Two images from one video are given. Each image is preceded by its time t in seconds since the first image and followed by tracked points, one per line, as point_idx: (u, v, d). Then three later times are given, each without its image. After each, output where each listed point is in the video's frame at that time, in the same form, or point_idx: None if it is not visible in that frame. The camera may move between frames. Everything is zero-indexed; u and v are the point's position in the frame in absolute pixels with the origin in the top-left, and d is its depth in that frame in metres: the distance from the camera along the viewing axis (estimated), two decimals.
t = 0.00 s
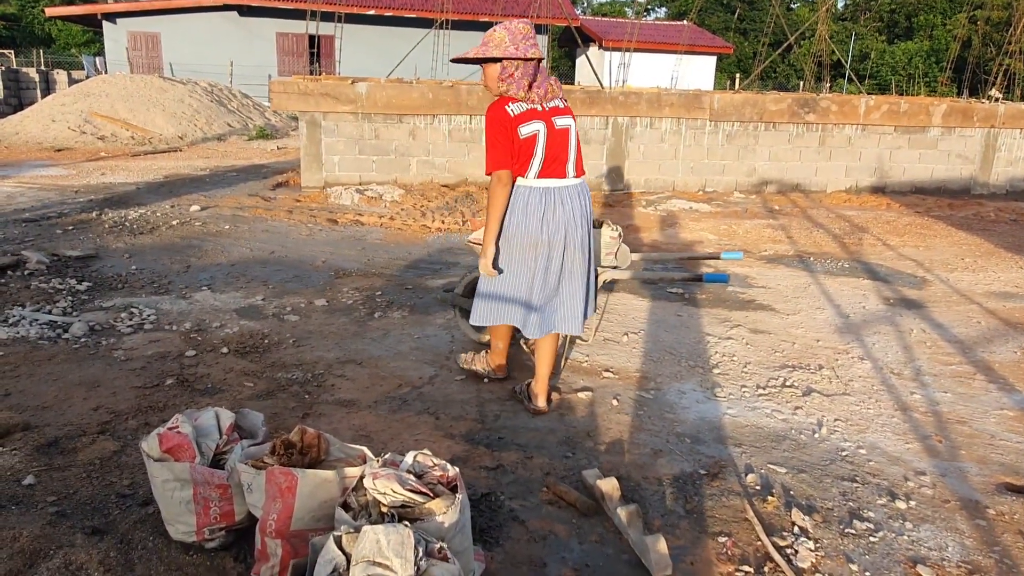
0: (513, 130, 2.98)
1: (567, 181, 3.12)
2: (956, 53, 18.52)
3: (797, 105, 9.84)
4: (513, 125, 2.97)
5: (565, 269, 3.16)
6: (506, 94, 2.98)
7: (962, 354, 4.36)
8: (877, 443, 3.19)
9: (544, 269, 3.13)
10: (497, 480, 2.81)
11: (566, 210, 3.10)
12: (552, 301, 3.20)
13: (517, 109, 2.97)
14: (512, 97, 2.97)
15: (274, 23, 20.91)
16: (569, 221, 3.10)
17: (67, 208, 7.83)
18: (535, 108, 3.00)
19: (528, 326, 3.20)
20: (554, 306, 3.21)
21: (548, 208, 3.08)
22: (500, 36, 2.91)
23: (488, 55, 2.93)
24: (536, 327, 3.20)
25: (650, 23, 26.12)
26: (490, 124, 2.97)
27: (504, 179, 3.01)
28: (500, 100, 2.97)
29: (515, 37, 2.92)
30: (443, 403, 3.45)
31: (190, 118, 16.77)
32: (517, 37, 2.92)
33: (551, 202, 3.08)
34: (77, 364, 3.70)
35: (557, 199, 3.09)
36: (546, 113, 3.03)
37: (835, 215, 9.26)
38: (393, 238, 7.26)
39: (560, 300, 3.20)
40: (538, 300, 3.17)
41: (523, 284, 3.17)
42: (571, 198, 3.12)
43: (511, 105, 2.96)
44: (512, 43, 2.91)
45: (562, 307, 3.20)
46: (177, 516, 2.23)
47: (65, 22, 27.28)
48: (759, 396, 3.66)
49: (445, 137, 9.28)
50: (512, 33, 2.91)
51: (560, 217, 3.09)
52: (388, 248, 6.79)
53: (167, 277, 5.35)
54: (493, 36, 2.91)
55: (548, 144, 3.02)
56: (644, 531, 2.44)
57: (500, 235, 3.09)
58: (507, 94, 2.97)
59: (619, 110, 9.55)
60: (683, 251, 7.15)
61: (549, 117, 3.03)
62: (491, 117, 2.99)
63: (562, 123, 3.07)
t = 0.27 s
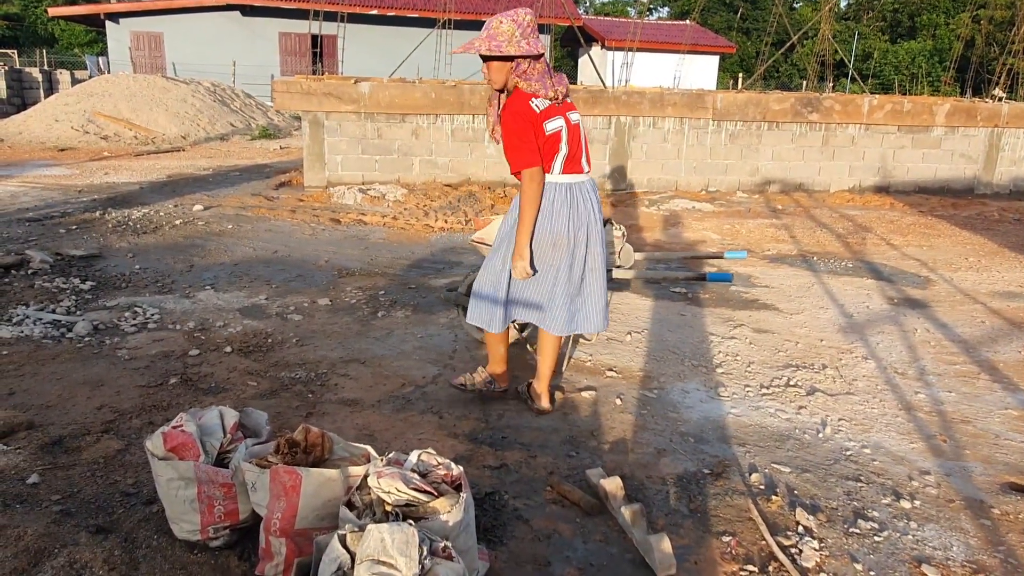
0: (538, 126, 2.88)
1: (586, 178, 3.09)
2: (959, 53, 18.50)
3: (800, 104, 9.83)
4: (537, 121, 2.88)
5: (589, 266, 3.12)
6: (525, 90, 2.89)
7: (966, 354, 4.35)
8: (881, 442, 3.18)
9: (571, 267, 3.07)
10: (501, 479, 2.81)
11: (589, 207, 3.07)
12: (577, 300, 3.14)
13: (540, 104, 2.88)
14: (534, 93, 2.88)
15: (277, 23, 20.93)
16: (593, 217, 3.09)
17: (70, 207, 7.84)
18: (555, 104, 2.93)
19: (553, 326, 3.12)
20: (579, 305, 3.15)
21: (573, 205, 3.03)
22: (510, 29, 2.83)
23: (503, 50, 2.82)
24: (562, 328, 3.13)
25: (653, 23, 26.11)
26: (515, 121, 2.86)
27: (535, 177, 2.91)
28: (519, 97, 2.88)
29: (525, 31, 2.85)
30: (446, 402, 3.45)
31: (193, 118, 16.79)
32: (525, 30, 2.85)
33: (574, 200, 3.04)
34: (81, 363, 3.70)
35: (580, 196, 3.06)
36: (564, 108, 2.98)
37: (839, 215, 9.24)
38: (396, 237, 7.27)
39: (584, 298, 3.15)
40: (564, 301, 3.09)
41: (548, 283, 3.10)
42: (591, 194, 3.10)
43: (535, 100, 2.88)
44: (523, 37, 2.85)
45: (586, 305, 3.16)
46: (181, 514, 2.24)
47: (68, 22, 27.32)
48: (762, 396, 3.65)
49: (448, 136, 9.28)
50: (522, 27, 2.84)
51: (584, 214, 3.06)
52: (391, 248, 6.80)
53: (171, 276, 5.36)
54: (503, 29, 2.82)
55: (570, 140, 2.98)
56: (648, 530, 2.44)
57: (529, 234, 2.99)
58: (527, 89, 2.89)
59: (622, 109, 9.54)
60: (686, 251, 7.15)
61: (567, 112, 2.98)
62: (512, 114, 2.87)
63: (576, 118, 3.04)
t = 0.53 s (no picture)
0: (545, 127, 2.76)
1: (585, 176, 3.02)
2: (961, 52, 18.47)
3: (802, 104, 9.82)
4: (544, 122, 2.76)
5: (601, 263, 3.04)
6: (528, 89, 2.76)
7: (968, 354, 4.34)
8: (883, 442, 3.18)
9: (588, 266, 2.98)
10: (503, 478, 2.81)
11: (594, 203, 3.01)
12: (592, 301, 3.05)
13: (546, 105, 2.77)
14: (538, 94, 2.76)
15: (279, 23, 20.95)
16: (599, 213, 3.03)
17: (73, 207, 7.86)
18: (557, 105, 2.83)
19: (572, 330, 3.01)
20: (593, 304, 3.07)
21: (583, 203, 2.94)
22: (507, 26, 2.70)
23: (502, 47, 2.69)
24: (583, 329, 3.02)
25: (654, 22, 26.10)
26: (523, 124, 2.72)
27: (550, 179, 2.78)
28: (522, 98, 2.75)
29: (521, 28, 2.73)
30: (448, 402, 3.45)
31: (196, 118, 16.81)
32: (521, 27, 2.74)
33: (583, 198, 2.95)
34: (83, 363, 3.71)
35: (586, 193, 2.98)
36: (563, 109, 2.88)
37: (841, 215, 9.23)
38: (398, 237, 7.28)
39: (598, 296, 3.08)
40: (582, 303, 2.98)
41: (565, 288, 2.97)
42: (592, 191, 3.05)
43: (540, 100, 2.75)
44: (520, 33, 2.72)
45: (600, 303, 3.09)
46: (184, 513, 2.24)
47: (70, 23, 27.35)
48: (764, 396, 3.65)
49: (449, 136, 9.28)
50: (518, 23, 2.72)
51: (592, 211, 2.98)
52: (392, 247, 6.80)
53: (172, 276, 5.36)
54: (500, 25, 2.70)
55: (572, 140, 2.89)
56: (650, 530, 2.43)
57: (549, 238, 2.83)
58: (529, 89, 2.76)
59: (624, 109, 9.54)
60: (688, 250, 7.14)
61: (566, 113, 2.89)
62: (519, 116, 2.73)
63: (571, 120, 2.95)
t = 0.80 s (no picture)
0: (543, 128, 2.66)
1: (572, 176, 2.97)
2: (963, 51, 18.45)
3: (802, 103, 9.82)
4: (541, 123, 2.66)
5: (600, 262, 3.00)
6: (522, 90, 2.64)
7: (968, 353, 4.34)
8: (882, 441, 3.18)
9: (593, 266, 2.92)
10: (502, 477, 2.81)
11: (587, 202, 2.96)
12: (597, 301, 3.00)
13: (540, 106, 2.67)
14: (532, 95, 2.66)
15: (280, 22, 20.96)
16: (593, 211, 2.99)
17: (74, 206, 7.87)
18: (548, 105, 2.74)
19: (588, 331, 2.93)
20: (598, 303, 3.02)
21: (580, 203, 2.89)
22: (490, 26, 2.60)
23: (492, 49, 2.57)
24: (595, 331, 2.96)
25: (656, 21, 26.09)
26: (526, 125, 2.60)
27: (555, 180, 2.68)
28: (517, 99, 2.63)
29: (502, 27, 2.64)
30: (448, 401, 3.45)
31: (196, 117, 16.82)
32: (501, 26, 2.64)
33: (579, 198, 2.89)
34: (83, 361, 3.71)
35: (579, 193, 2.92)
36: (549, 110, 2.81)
37: (841, 213, 9.22)
38: (398, 235, 7.28)
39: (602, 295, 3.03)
40: (594, 302, 2.91)
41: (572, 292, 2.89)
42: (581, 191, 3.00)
43: (536, 101, 2.65)
44: (502, 33, 2.63)
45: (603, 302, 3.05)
46: (183, 512, 2.24)
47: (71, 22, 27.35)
48: (764, 394, 3.65)
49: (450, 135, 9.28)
50: (498, 23, 2.62)
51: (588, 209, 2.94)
52: (393, 246, 6.80)
53: (173, 275, 5.37)
54: (484, 24, 2.58)
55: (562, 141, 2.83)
56: (648, 529, 2.44)
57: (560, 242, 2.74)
58: (522, 90, 2.65)
59: (624, 108, 9.54)
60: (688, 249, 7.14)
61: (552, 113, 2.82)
62: (518, 118, 2.60)
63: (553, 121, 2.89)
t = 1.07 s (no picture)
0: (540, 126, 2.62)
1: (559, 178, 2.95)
2: (966, 49, 18.41)
3: (804, 101, 9.80)
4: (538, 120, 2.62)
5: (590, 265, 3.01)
6: (518, 87, 2.59)
7: (970, 351, 4.34)
8: (883, 439, 3.17)
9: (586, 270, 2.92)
10: (504, 474, 2.82)
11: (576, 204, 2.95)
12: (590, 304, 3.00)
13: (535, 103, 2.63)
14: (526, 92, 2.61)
15: (281, 21, 20.96)
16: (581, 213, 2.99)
17: (76, 205, 7.88)
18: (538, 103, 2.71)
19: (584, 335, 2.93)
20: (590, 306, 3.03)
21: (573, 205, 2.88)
22: (484, 21, 2.53)
23: (488, 44, 2.49)
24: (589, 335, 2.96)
25: (657, 20, 26.06)
26: (527, 122, 2.54)
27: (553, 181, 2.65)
28: (513, 95, 2.57)
29: (494, 23, 2.57)
30: (449, 399, 3.45)
31: (198, 116, 16.83)
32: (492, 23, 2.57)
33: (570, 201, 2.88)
34: (85, 359, 3.71)
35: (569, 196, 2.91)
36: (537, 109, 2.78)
37: (843, 212, 9.21)
38: (400, 234, 7.29)
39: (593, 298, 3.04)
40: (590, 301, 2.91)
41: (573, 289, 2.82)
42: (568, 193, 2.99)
43: (531, 98, 2.61)
44: (495, 29, 2.56)
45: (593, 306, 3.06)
46: (184, 509, 2.25)
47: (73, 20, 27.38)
48: (765, 393, 3.65)
49: (452, 133, 9.28)
50: (491, 20, 2.55)
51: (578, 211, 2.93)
52: (394, 244, 6.81)
53: (174, 273, 5.38)
54: (478, 19, 2.51)
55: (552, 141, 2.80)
56: (649, 526, 2.44)
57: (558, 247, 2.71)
58: (517, 87, 2.60)
59: (626, 106, 9.53)
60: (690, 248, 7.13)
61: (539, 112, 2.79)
62: (517, 115, 2.54)
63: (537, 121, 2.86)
